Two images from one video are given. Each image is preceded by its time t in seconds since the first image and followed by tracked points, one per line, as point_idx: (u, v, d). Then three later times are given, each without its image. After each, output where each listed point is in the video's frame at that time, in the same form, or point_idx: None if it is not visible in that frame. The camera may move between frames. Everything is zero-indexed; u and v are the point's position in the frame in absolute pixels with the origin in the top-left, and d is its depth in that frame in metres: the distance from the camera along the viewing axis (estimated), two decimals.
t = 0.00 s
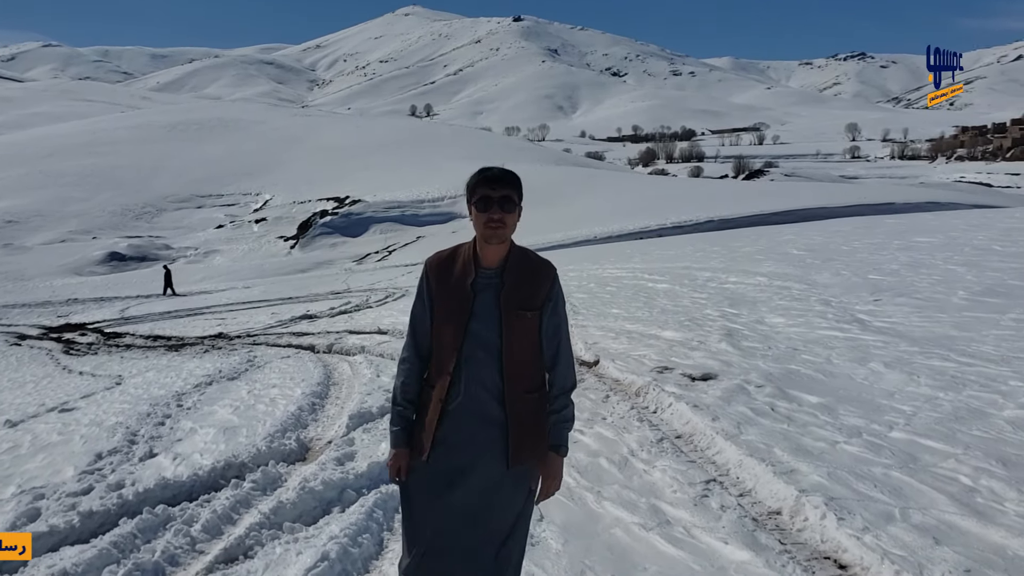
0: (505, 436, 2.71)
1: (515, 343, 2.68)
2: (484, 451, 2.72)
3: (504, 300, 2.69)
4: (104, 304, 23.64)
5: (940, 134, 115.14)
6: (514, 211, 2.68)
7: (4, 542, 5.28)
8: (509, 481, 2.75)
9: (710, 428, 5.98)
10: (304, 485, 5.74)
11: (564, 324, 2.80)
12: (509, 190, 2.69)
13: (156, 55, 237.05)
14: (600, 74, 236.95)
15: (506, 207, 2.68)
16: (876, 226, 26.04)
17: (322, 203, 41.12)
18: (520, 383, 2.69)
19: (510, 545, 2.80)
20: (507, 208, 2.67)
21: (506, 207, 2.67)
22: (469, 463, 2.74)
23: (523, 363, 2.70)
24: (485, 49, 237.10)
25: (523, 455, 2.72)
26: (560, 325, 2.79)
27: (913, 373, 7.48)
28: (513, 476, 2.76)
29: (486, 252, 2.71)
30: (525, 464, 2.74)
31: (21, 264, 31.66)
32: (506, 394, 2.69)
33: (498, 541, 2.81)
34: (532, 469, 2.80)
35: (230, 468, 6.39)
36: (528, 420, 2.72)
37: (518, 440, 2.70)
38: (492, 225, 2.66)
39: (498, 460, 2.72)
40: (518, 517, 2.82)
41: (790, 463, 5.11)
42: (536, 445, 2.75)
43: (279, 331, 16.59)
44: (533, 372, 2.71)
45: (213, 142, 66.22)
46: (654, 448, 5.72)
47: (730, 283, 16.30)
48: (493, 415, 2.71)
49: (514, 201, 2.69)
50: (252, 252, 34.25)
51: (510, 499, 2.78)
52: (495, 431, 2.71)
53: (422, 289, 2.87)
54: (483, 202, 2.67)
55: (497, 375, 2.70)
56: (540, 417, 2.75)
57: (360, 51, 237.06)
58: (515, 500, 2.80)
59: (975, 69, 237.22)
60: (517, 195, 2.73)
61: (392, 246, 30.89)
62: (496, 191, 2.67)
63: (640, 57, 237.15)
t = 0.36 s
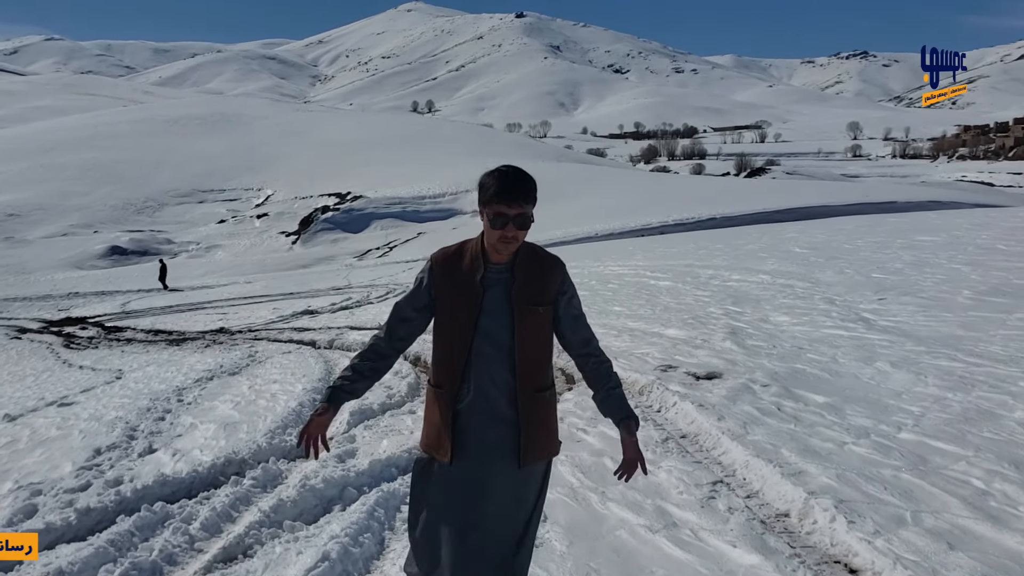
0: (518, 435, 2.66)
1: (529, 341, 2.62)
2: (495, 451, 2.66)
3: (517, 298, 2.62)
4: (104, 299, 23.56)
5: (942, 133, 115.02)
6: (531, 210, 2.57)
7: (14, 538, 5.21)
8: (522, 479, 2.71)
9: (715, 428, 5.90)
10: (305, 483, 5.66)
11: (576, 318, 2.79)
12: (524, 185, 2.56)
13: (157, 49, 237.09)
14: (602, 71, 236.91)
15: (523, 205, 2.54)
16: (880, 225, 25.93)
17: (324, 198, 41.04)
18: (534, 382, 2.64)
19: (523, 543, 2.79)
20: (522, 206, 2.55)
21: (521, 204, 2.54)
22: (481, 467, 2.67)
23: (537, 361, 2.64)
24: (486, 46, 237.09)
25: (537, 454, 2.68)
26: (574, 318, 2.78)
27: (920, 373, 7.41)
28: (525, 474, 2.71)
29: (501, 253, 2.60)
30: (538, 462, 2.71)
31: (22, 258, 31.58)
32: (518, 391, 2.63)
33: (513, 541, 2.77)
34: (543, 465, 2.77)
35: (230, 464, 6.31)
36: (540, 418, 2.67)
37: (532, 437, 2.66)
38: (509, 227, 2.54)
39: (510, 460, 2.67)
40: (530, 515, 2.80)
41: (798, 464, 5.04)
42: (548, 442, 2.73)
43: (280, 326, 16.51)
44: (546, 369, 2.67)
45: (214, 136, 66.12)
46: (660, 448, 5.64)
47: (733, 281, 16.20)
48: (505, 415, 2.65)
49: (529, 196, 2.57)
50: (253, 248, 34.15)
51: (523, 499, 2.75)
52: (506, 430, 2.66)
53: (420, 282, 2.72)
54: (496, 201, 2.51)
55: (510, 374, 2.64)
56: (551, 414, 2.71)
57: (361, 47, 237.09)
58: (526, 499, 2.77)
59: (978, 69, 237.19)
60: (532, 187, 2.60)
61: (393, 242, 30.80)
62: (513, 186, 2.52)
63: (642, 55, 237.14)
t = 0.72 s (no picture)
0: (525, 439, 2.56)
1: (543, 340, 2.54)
2: (502, 452, 2.54)
3: (533, 294, 2.54)
4: (104, 295, 23.43)
5: (944, 133, 114.91)
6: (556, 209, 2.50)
7: (15, 540, 5.08)
8: (525, 484, 2.62)
9: (721, 430, 5.78)
10: (300, 484, 5.53)
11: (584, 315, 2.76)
12: (549, 181, 2.47)
13: (160, 46, 237.15)
14: (604, 70, 236.87)
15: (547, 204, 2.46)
16: (884, 224, 25.77)
17: (325, 195, 40.90)
18: (545, 383, 2.56)
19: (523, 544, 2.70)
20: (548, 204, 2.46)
21: (546, 201, 2.44)
22: (487, 469, 2.55)
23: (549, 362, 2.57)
24: (489, 44, 237.09)
25: (545, 455, 2.61)
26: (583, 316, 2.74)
27: (930, 374, 7.31)
28: (529, 478, 2.63)
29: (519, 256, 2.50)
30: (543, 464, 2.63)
31: (22, 254, 31.47)
32: (528, 392, 2.53)
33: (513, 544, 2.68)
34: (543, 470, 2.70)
35: (225, 464, 6.18)
36: (548, 420, 2.59)
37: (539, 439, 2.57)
38: (534, 229, 2.45)
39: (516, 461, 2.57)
40: (532, 517, 2.71)
41: (807, 468, 4.91)
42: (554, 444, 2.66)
43: (279, 324, 16.38)
44: (555, 369, 2.60)
45: (215, 133, 66.00)
46: (664, 450, 5.52)
47: (736, 280, 16.05)
48: (515, 416, 2.55)
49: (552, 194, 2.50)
50: (254, 245, 34.01)
51: (526, 502, 2.66)
52: (514, 431, 2.55)
53: (423, 272, 2.55)
54: (517, 196, 2.41)
55: (519, 374, 2.54)
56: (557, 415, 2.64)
57: (363, 44, 237.13)
58: (529, 502, 2.68)
59: (980, 69, 237.04)
60: (550, 180, 2.50)
61: (394, 239, 30.66)
62: (533, 180, 2.42)
63: (644, 53, 237.05)
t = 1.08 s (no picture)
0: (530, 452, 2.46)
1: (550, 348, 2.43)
2: (506, 467, 2.43)
3: (541, 299, 2.42)
4: (105, 290, 23.30)
5: (947, 132, 114.83)
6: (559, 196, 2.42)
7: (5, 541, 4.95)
8: (530, 499, 2.52)
9: (728, 432, 5.64)
10: (297, 486, 5.42)
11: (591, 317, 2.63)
12: (552, 169, 2.40)
13: (163, 41, 237.14)
14: (607, 67, 236.89)
15: (551, 187, 2.38)
16: (889, 223, 25.62)
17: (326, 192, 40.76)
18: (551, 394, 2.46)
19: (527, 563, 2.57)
20: (552, 188, 2.38)
21: (548, 185, 2.36)
22: (492, 484, 2.43)
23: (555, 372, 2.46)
24: (492, 41, 237.13)
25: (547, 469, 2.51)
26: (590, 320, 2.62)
27: (941, 377, 7.22)
28: (533, 491, 2.52)
29: (525, 241, 2.37)
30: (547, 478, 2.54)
31: (22, 248, 31.34)
32: (534, 402, 2.43)
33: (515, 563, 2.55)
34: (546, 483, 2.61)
35: (221, 464, 6.06)
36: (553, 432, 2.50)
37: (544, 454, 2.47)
38: (539, 211, 2.35)
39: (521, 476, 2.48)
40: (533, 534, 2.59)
41: (818, 473, 4.79)
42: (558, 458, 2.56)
43: (280, 320, 16.26)
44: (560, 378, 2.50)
45: (217, 128, 65.84)
46: (670, 453, 5.39)
47: (740, 279, 15.90)
48: (520, 430, 2.44)
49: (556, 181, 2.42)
50: (256, 240, 33.87)
51: (529, 517, 2.53)
52: (520, 443, 2.44)
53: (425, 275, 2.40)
54: (520, 178, 2.32)
55: (525, 381, 2.42)
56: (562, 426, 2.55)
57: (366, 41, 237.14)
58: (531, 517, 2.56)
59: (983, 68, 237.07)
60: (558, 176, 2.43)
61: (396, 236, 30.53)
62: (539, 168, 2.34)
63: (647, 51, 237.09)
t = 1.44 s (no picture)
0: (534, 481, 2.37)
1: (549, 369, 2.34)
2: (507, 497, 2.34)
3: (537, 314, 2.32)
4: (105, 287, 23.23)
5: (948, 130, 114.70)
6: (543, 193, 2.37)
7: None
8: (537, 530, 2.42)
9: (732, 433, 5.56)
10: (294, 488, 5.34)
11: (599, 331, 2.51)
12: (535, 167, 2.37)
13: (163, 38, 237.13)
14: (608, 63, 236.89)
15: (531, 183, 2.34)
16: (892, 220, 25.53)
17: (326, 189, 40.65)
18: (553, 418, 2.36)
19: None
20: (533, 185, 2.34)
21: (527, 179, 2.32)
22: (492, 519, 2.34)
23: (557, 393, 2.35)
24: (492, 37, 237.08)
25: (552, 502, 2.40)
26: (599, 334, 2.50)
27: (946, 376, 7.17)
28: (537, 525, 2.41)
29: (507, 241, 2.32)
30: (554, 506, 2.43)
31: (22, 245, 31.28)
32: (534, 427, 2.34)
33: None
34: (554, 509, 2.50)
35: (218, 465, 5.98)
36: (558, 459, 2.39)
37: (549, 481, 2.37)
38: (521, 207, 2.30)
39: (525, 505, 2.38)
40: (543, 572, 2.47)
41: (823, 475, 4.74)
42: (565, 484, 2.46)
43: (280, 318, 16.18)
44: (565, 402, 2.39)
45: (217, 125, 65.73)
46: (673, 455, 5.31)
47: (742, 276, 15.80)
48: (520, 455, 2.35)
49: (540, 181, 2.38)
50: (256, 238, 33.78)
51: (535, 552, 2.42)
52: (521, 473, 2.35)
53: (414, 295, 2.36)
54: (500, 176, 2.30)
55: (526, 406, 2.34)
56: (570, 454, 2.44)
57: (367, 37, 237.08)
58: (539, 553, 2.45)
59: (984, 65, 237.15)
60: (545, 180, 2.40)
61: (397, 233, 30.43)
62: (519, 166, 2.32)
63: (648, 48, 237.06)
